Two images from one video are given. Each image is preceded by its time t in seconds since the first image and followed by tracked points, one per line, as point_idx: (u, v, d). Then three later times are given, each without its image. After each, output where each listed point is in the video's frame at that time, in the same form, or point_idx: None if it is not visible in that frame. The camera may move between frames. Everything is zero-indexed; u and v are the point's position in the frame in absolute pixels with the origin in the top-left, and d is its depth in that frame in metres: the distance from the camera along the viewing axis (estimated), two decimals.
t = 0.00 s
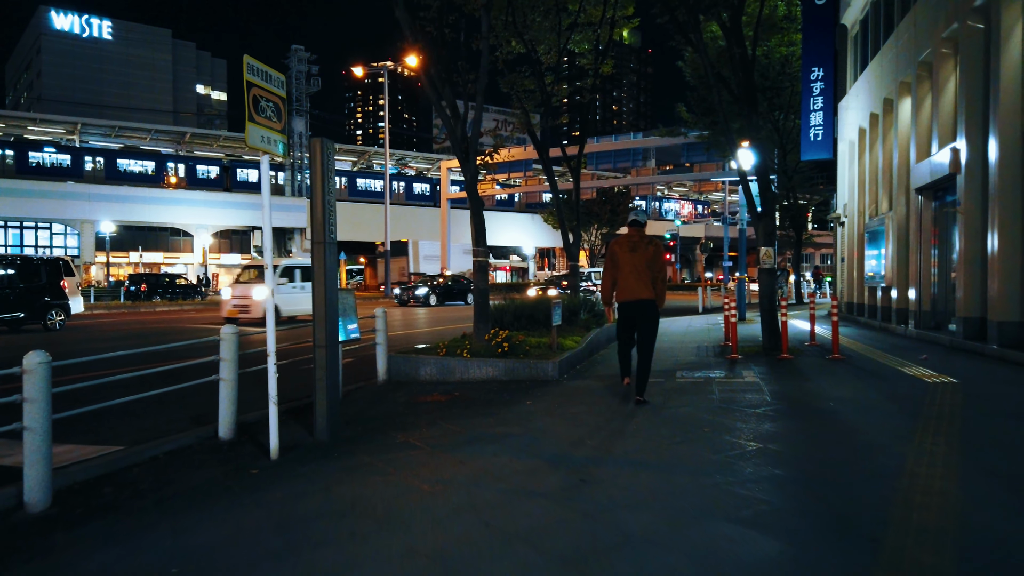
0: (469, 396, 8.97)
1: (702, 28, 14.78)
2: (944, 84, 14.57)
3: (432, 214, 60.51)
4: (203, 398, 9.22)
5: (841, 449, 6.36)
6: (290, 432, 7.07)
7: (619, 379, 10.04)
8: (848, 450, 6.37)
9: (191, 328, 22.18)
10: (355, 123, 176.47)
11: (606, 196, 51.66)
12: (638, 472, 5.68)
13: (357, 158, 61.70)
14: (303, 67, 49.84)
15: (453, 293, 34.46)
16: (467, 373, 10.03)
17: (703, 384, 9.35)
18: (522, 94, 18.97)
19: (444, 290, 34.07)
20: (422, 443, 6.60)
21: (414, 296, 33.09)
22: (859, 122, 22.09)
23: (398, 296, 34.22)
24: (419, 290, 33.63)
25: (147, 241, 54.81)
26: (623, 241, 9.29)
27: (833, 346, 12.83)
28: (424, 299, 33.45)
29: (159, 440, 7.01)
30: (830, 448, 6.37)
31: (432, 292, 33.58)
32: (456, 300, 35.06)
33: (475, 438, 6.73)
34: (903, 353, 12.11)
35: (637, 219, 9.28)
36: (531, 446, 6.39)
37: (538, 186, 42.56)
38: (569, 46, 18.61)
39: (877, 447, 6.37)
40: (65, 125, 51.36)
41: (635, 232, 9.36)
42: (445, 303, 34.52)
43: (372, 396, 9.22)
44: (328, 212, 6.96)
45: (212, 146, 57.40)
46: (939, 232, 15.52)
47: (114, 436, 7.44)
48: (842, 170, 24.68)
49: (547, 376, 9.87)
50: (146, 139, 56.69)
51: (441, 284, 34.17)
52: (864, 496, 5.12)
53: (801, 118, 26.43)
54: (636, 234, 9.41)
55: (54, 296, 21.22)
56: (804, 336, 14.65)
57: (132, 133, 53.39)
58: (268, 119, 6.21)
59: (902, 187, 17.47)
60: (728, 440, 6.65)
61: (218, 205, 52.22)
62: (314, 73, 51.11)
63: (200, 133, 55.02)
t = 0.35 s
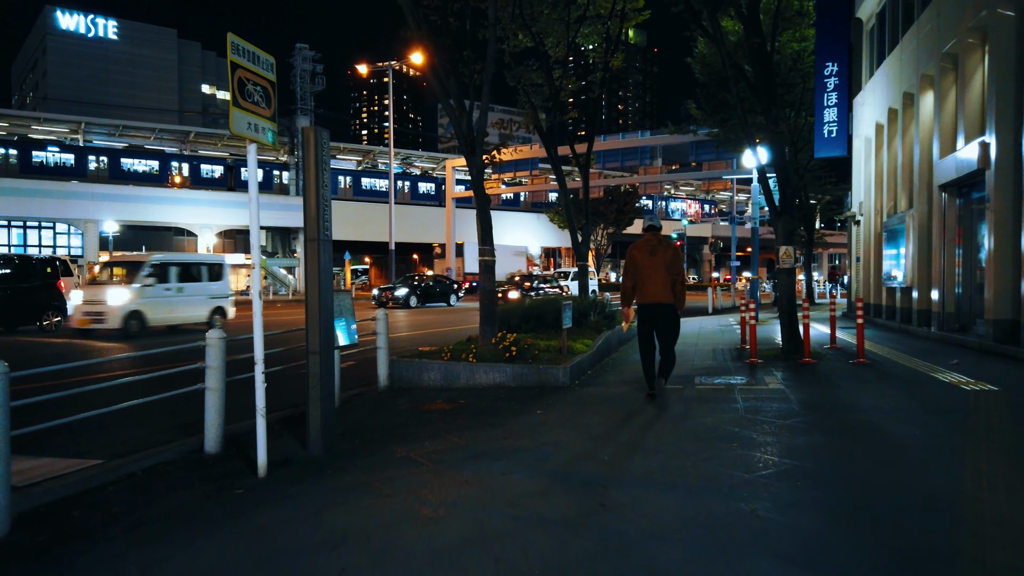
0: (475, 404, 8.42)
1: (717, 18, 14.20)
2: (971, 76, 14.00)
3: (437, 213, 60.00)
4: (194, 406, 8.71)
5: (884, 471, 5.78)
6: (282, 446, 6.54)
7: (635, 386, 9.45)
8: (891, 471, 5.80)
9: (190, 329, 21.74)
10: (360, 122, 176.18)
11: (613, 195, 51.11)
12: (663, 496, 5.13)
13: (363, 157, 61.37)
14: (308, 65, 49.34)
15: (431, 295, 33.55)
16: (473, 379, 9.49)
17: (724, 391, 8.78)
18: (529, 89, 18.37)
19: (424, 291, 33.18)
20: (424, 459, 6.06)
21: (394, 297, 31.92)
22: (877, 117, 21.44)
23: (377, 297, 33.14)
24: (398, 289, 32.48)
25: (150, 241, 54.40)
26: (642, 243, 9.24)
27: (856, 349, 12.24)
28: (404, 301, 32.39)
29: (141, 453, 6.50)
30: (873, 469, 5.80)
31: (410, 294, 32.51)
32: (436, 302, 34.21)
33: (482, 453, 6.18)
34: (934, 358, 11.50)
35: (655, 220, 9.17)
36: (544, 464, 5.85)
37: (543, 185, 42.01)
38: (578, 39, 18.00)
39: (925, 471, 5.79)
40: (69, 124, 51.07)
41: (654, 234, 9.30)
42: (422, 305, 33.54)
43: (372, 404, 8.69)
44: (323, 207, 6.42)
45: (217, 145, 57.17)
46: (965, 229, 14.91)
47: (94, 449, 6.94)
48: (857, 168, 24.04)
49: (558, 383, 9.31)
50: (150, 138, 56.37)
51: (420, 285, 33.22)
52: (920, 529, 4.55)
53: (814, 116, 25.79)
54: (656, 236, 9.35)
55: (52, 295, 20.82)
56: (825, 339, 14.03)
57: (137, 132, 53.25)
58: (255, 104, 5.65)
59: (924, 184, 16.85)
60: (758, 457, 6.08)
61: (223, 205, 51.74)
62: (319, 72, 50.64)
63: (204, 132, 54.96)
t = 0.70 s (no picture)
0: (480, 416, 7.88)
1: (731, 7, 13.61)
2: (998, 68, 13.42)
3: (442, 213, 59.50)
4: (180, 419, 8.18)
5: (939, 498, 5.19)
6: (269, 464, 6.00)
7: (651, 395, 8.88)
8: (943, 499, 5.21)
9: (191, 333, 21.23)
10: (364, 122, 175.83)
11: (619, 195, 50.54)
12: (691, 529, 4.58)
13: (367, 157, 60.98)
14: (313, 65, 48.81)
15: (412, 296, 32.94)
16: (479, 388, 8.94)
17: (746, 401, 8.20)
18: (536, 84, 17.76)
19: (405, 292, 32.61)
20: (423, 482, 5.53)
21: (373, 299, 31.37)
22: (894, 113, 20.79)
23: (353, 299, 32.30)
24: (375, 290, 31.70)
25: (153, 241, 53.90)
26: (660, 246, 9.08)
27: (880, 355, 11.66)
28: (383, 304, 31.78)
29: (116, 473, 5.99)
30: (924, 497, 5.21)
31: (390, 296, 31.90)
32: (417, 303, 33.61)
33: (486, 474, 5.66)
34: (963, 364, 10.93)
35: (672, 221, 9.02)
36: (556, 490, 5.28)
37: (550, 185, 41.44)
38: (585, 33, 17.41)
39: (977, 500, 5.22)
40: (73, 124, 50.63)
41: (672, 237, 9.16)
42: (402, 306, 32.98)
43: (370, 416, 8.16)
44: (314, 205, 5.88)
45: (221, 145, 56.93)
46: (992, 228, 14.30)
47: (68, 467, 6.42)
48: (873, 166, 23.40)
49: (568, 392, 8.76)
50: (154, 138, 55.94)
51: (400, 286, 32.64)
52: (989, 571, 3.98)
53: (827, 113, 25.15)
54: (674, 239, 9.23)
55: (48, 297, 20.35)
56: (847, 343, 13.41)
57: (141, 132, 52.90)
58: (235, 90, 5.09)
59: (946, 182, 16.25)
60: (793, 482, 5.51)
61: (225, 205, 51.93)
62: (323, 71, 50.17)
63: (208, 133, 55.01)
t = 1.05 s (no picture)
0: (481, 425, 7.32)
1: None
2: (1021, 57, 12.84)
3: (442, 213, 58.92)
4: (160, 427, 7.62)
5: (996, 523, 4.64)
6: (248, 481, 5.44)
7: (664, 401, 8.31)
8: (998, 525, 4.65)
9: (185, 333, 20.69)
10: (365, 122, 175.59)
11: (621, 194, 50.00)
12: (720, 561, 4.03)
13: (367, 156, 60.57)
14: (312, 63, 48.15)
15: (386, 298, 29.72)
16: (480, 394, 8.38)
17: (767, 408, 7.64)
18: (538, 76, 17.11)
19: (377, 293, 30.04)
20: (417, 503, 4.97)
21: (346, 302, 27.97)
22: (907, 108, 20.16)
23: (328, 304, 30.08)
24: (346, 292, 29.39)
25: (151, 241, 53.38)
26: (677, 243, 9.54)
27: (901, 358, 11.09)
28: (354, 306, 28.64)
29: (80, 488, 5.44)
30: (978, 521, 4.66)
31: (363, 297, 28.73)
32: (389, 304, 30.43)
33: (487, 495, 5.10)
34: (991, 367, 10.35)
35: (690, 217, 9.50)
36: (565, 515, 4.72)
37: (551, 184, 40.85)
38: (589, 24, 16.73)
39: None
40: (70, 122, 50.13)
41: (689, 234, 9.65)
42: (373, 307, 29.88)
43: (363, 424, 7.59)
44: (299, 194, 5.32)
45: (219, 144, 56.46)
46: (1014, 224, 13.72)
47: (32, 482, 5.87)
48: (884, 163, 22.80)
49: (576, 399, 8.19)
50: (152, 137, 55.44)
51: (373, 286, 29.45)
52: None
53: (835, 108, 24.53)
54: (690, 235, 9.70)
55: (37, 297, 19.77)
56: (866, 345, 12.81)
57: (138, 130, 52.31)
58: (206, 64, 4.54)
59: (965, 177, 15.67)
60: (832, 505, 4.94)
61: (224, 204, 50.64)
62: (323, 70, 49.51)
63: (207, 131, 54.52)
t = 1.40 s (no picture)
0: (482, 436, 6.75)
1: None
2: None
3: (443, 212, 58.35)
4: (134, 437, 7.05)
5: None
6: (221, 503, 4.88)
7: (679, 410, 7.72)
8: None
9: (179, 335, 20.12)
10: (365, 120, 175.06)
11: (622, 193, 49.48)
12: None
13: (367, 155, 60.15)
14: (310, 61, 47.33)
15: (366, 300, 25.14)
16: (481, 402, 7.81)
17: (791, 418, 7.07)
18: (541, 69, 16.45)
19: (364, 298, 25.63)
20: (410, 531, 4.41)
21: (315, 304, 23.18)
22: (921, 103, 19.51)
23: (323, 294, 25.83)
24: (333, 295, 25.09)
25: (148, 240, 52.86)
26: (689, 243, 9.39)
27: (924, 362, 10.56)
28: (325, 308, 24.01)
29: (34, 511, 4.88)
30: None
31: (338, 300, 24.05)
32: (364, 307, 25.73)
33: (488, 521, 4.54)
34: None
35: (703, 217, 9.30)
36: (576, 547, 4.15)
37: (553, 183, 40.31)
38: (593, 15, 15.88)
39: None
40: (67, 121, 49.66)
41: (702, 234, 9.48)
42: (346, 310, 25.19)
43: (355, 435, 7.03)
44: (276, 183, 4.75)
45: (218, 143, 55.91)
46: None
47: None
48: (896, 160, 22.20)
49: (583, 407, 7.62)
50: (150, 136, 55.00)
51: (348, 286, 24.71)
52: None
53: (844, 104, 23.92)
54: (705, 234, 9.48)
55: (26, 297, 19.20)
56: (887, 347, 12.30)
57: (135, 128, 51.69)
58: (167, 32, 3.98)
59: (984, 174, 15.09)
60: (880, 535, 4.37)
61: (222, 203, 50.04)
62: (322, 67, 48.49)
63: (205, 129, 54.01)
